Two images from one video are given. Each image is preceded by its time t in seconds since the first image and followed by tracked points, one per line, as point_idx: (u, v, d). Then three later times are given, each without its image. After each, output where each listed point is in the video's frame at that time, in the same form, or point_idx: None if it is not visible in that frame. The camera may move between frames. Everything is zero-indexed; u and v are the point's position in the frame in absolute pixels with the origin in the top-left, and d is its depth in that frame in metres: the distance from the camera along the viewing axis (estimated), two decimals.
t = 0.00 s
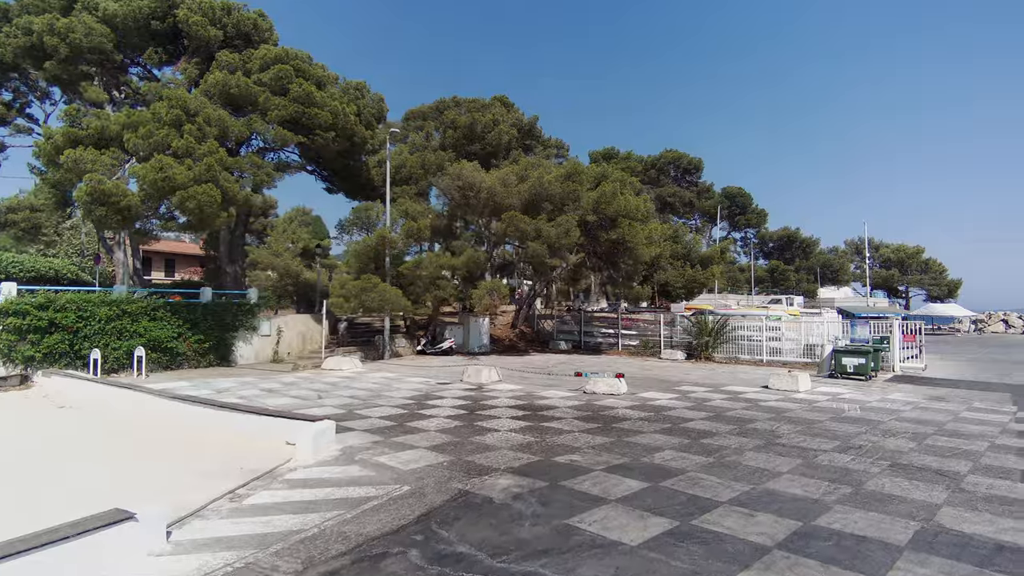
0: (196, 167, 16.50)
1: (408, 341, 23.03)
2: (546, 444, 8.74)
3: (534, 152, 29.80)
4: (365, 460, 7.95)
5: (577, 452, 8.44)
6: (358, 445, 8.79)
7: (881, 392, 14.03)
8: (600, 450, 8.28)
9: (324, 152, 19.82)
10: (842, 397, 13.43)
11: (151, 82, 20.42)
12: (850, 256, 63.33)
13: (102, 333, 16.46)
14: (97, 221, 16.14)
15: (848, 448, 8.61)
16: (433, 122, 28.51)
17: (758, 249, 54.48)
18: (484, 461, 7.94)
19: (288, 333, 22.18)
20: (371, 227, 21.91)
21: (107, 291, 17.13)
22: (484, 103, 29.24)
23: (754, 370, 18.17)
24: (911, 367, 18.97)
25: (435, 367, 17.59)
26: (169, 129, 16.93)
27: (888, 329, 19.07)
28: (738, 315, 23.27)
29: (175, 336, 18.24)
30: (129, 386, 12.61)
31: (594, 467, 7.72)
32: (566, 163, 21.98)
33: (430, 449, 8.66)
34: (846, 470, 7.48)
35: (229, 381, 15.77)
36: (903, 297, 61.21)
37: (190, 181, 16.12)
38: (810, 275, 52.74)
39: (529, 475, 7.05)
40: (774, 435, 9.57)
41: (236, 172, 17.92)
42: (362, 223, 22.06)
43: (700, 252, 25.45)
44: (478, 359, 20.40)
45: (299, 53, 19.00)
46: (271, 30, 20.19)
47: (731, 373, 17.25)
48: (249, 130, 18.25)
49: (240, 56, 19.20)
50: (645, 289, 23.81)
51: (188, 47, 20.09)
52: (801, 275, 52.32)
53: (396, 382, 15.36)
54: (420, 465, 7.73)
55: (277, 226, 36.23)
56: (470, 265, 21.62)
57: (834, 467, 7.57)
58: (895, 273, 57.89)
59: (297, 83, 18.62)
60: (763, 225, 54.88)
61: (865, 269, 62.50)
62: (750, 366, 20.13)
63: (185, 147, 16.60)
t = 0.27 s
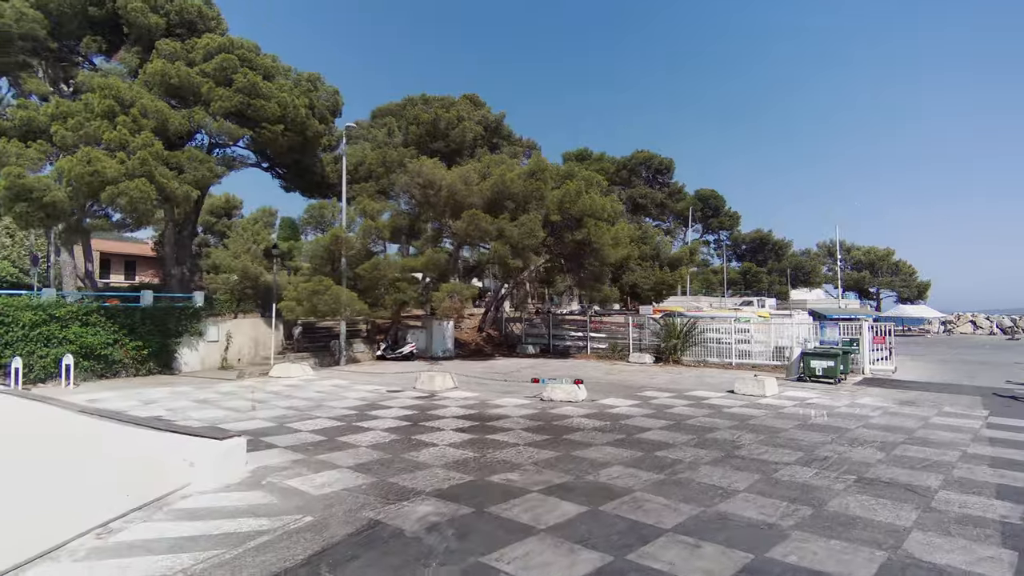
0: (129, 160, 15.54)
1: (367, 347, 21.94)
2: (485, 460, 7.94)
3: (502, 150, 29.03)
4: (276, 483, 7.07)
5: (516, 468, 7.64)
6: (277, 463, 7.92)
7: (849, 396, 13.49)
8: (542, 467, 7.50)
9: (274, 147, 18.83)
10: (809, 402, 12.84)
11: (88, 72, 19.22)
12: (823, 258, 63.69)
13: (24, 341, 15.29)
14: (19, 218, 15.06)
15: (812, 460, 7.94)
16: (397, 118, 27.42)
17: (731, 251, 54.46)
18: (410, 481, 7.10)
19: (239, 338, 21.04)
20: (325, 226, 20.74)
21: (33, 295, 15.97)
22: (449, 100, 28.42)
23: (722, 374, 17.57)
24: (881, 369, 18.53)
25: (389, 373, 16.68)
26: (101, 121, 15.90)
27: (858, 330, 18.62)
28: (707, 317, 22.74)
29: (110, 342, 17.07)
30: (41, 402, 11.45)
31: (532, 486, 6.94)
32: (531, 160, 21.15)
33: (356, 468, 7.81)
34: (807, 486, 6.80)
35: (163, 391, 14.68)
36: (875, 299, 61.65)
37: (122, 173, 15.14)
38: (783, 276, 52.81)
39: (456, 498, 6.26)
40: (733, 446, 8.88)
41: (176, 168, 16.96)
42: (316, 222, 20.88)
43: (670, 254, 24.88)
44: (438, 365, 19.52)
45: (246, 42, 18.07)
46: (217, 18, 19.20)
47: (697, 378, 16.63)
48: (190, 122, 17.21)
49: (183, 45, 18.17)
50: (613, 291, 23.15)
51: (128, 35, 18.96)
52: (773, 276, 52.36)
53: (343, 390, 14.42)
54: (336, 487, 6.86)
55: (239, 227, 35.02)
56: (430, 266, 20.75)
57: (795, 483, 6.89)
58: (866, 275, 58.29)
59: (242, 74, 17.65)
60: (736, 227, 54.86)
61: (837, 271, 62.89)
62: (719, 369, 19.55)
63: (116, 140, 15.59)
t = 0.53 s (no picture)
0: (59, 154, 14.45)
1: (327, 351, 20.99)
2: (419, 478, 7.11)
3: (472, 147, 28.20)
4: (171, 512, 6.17)
5: (452, 486, 6.81)
6: (184, 486, 7.02)
7: (823, 399, 12.88)
8: (481, 486, 6.69)
9: (224, 142, 17.74)
10: (782, 405, 12.19)
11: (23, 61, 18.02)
12: (800, 257, 63.81)
13: None
14: None
15: (780, 474, 7.24)
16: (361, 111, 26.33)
17: (709, 251, 54.24)
18: (327, 506, 6.25)
19: (190, 343, 19.96)
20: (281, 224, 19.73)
21: None
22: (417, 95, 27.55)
23: (694, 376, 16.93)
24: (857, 369, 18.01)
25: (344, 380, 15.76)
26: (30, 113, 14.84)
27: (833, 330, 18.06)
28: (681, 317, 22.16)
29: (42, 351, 15.89)
30: None
31: (464, 510, 6.12)
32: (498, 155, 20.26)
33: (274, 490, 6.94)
34: (772, 505, 6.07)
35: (94, 402, 13.61)
36: (851, 298, 61.86)
37: (50, 168, 14.04)
38: (760, 276, 52.68)
39: (371, 528, 5.43)
40: (696, 456, 8.14)
41: (115, 164, 15.92)
42: (272, 220, 19.78)
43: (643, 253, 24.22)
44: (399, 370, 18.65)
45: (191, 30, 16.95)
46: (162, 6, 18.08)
47: (669, 381, 15.95)
48: (131, 115, 16.12)
49: (123, 33, 17.07)
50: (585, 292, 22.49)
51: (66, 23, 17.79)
52: (751, 276, 52.20)
53: (290, 398, 13.48)
54: (238, 516, 5.98)
55: (204, 227, 33.81)
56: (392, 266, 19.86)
57: (759, 503, 6.16)
58: (842, 274, 58.45)
59: (186, 64, 16.56)
60: (713, 227, 54.66)
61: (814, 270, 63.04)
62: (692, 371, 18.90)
63: (46, 133, 14.52)
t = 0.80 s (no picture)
0: None
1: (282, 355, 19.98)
2: (340, 502, 6.27)
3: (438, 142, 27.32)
4: (34, 551, 5.24)
5: (373, 510, 5.99)
6: (65, 517, 6.10)
7: (794, 403, 12.29)
8: (406, 512, 5.87)
9: (167, 132, 16.81)
10: (751, 409, 11.58)
11: None
12: (774, 257, 64.01)
13: None
14: None
15: (743, 490, 6.54)
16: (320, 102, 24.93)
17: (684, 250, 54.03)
18: (221, 540, 5.38)
19: (134, 347, 18.80)
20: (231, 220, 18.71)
21: None
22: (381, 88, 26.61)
23: (663, 379, 16.30)
24: (829, 370, 17.54)
25: (293, 386, 14.81)
26: None
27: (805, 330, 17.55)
28: (652, 317, 21.57)
29: None
30: None
31: (380, 542, 5.31)
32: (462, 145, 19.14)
33: (168, 522, 6.03)
34: (732, 530, 5.35)
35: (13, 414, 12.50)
36: (824, 298, 62.16)
37: None
38: (735, 275, 52.60)
39: (259, 571, 4.58)
40: (654, 469, 7.43)
41: (43, 154, 14.81)
42: (221, 216, 18.86)
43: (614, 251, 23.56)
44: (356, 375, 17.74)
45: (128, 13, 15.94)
46: None
47: (636, 384, 15.28)
48: (61, 102, 15.02)
49: (53, 15, 15.98)
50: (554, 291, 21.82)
51: None
52: (726, 275, 52.10)
53: (229, 407, 12.52)
54: (111, 556, 5.08)
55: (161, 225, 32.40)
56: (350, 265, 18.94)
57: (717, 527, 5.44)
58: (816, 273, 58.69)
59: (123, 47, 15.49)
60: (688, 226, 54.46)
61: (788, 269, 63.31)
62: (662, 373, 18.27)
63: None
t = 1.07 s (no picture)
0: None
1: (236, 360, 19.08)
2: (237, 539, 5.40)
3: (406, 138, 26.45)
4: None
5: (276, 548, 5.15)
6: None
7: (767, 410, 11.65)
8: (312, 549, 5.04)
9: (107, 125, 15.71)
10: (721, 417, 10.91)
11: None
12: (751, 258, 64.02)
13: None
14: None
15: (704, 515, 5.81)
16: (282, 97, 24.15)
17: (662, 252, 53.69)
18: None
19: (75, 353, 17.61)
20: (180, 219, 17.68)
21: None
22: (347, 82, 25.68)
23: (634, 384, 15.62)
24: (804, 373, 17.00)
25: (239, 394, 13.86)
26: None
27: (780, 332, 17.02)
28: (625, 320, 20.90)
29: None
30: None
31: None
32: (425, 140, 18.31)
33: (32, 563, 5.13)
34: (687, 567, 4.60)
35: None
36: (801, 300, 62.26)
37: None
38: (714, 277, 52.30)
39: None
40: (608, 489, 6.67)
41: None
42: (169, 213, 17.85)
43: (587, 252, 22.85)
44: (312, 382, 16.80)
45: None
46: None
47: (605, 390, 14.56)
48: None
49: None
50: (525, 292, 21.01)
51: None
52: (704, 277, 51.86)
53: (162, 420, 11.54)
54: None
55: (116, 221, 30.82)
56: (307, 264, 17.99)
57: (669, 564, 4.69)
58: (793, 275, 58.73)
59: (56, 33, 14.39)
60: (666, 228, 54.11)
61: (766, 271, 63.35)
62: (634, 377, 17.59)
63: None
